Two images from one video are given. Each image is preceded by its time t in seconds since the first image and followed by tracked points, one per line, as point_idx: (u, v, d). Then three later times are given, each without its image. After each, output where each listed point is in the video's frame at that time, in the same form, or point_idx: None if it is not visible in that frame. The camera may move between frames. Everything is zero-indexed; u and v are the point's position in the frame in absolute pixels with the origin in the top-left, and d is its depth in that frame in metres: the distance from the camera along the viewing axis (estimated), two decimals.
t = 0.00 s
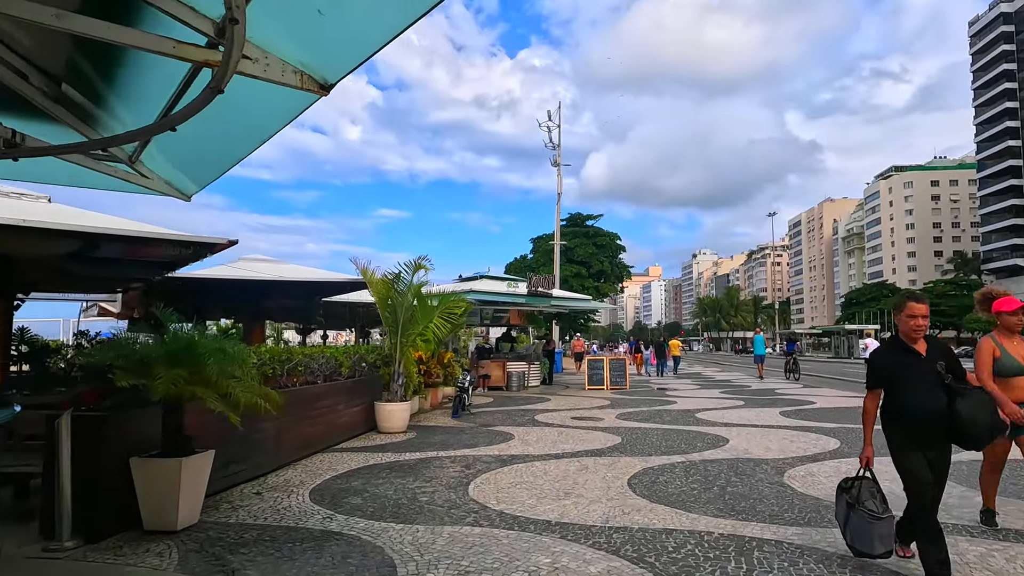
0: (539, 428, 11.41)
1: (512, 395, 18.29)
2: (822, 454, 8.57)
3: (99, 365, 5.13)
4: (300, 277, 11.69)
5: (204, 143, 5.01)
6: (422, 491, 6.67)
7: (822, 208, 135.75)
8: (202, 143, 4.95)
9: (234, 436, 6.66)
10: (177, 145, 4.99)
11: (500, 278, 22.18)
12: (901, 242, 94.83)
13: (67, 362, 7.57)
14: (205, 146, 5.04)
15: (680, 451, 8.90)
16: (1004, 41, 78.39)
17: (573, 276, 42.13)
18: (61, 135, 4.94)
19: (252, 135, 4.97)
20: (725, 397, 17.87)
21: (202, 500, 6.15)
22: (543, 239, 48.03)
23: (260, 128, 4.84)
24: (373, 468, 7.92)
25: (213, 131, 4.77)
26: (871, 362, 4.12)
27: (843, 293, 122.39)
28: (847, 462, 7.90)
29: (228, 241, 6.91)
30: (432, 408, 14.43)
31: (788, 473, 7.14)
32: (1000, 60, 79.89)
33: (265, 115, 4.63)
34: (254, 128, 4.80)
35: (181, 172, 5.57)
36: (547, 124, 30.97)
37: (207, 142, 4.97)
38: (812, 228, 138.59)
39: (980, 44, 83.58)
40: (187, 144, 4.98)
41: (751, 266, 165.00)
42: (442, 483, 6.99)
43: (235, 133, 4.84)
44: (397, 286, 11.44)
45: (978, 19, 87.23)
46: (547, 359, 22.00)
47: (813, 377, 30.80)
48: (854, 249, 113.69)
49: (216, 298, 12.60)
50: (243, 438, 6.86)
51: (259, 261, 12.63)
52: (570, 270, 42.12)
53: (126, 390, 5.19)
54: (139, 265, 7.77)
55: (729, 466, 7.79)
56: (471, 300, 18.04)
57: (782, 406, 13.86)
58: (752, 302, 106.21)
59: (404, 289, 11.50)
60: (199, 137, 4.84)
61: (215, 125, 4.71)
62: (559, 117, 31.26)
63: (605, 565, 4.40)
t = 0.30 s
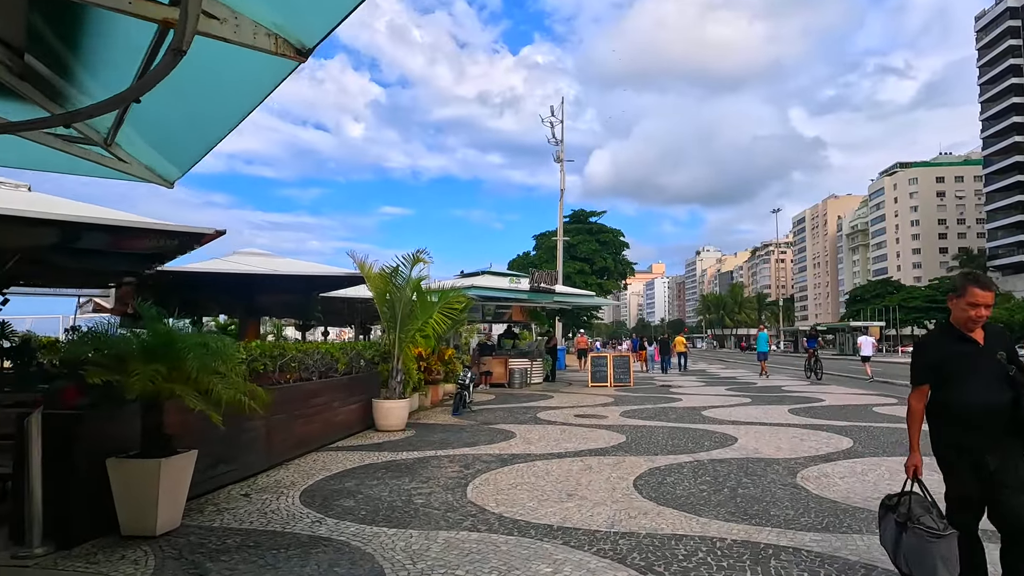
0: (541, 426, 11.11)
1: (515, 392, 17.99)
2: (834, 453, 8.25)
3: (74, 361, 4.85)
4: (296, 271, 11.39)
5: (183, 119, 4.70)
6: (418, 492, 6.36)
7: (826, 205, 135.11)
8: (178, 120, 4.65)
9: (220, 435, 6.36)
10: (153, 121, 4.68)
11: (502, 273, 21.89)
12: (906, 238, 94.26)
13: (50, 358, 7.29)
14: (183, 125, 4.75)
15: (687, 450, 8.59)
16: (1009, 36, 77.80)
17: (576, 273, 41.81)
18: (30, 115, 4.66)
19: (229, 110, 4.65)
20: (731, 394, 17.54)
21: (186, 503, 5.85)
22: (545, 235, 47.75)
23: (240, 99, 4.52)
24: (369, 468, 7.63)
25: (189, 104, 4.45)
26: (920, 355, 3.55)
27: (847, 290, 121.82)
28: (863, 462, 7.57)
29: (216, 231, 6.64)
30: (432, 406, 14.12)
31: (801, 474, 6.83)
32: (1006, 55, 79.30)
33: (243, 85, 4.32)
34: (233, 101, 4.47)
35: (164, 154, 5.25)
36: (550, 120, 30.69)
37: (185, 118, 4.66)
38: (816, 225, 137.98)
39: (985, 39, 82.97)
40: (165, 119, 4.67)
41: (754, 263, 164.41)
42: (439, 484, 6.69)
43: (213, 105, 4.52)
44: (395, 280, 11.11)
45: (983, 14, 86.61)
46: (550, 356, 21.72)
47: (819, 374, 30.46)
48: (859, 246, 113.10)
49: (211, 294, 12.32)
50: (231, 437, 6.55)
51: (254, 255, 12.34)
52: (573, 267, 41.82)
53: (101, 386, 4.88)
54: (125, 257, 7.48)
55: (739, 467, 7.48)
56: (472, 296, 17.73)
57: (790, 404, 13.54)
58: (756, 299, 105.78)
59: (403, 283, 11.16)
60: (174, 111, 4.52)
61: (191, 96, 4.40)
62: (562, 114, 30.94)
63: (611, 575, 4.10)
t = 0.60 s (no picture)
0: (534, 431, 10.74)
1: (509, 394, 17.62)
2: (839, 460, 7.89)
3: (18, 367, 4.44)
4: (281, 270, 11.01)
5: (143, 107, 4.37)
6: (400, 504, 5.98)
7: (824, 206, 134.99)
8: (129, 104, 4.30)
9: (189, 443, 5.97)
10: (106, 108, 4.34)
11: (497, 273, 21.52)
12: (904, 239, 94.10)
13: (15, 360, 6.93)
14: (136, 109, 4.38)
15: (685, 457, 8.22)
16: (1006, 37, 77.68)
17: (573, 273, 41.45)
18: None
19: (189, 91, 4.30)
20: (730, 397, 17.18)
21: (149, 516, 5.47)
22: (543, 235, 47.41)
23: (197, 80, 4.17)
24: (351, 477, 7.26)
25: (143, 86, 4.11)
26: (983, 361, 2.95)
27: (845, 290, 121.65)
28: (870, 470, 7.21)
29: (186, 226, 6.31)
30: (423, 409, 13.74)
31: (805, 483, 6.46)
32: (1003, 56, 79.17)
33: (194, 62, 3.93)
34: (191, 81, 4.12)
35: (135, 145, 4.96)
36: (546, 119, 30.36)
37: (145, 105, 4.34)
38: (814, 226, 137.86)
39: (983, 40, 82.86)
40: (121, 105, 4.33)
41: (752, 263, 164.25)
42: (423, 495, 6.31)
43: (171, 88, 4.19)
44: (383, 280, 10.72)
45: (980, 15, 86.51)
46: (546, 357, 21.35)
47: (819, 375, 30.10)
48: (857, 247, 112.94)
49: (195, 293, 11.95)
50: (202, 445, 6.17)
51: (240, 254, 11.97)
52: (570, 267, 41.46)
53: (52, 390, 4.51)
54: (95, 254, 7.12)
55: (740, 475, 7.12)
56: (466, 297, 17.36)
57: (791, 408, 13.19)
58: (753, 300, 105.57)
59: (391, 283, 10.77)
60: (131, 97, 4.19)
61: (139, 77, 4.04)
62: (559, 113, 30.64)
63: None
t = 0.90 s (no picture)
0: (525, 431, 10.41)
1: (500, 393, 17.29)
2: (842, 462, 7.60)
3: None
4: (264, 265, 10.64)
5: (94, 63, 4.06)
6: (382, 511, 5.64)
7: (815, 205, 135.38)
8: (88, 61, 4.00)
9: (158, 446, 5.63)
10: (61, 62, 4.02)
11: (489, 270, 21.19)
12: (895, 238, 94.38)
13: None
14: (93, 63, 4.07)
15: (682, 458, 7.91)
16: (996, 37, 77.99)
17: (565, 272, 41.18)
18: None
19: (152, 46, 4.03)
20: (724, 395, 16.91)
21: (112, 525, 5.14)
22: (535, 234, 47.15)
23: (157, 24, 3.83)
24: (333, 481, 6.92)
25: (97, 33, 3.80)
26: None
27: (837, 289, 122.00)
28: (874, 472, 6.92)
29: (154, 217, 5.95)
30: (412, 408, 13.40)
31: (808, 488, 6.16)
32: (993, 56, 79.51)
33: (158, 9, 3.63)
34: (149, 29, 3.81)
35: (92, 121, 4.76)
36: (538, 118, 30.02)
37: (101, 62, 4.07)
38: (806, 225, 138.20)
39: (973, 40, 83.14)
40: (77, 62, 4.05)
41: (744, 263, 164.56)
42: (407, 500, 5.97)
43: (130, 40, 3.91)
44: (370, 275, 10.35)
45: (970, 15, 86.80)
46: (538, 356, 21.04)
47: (812, 373, 29.94)
48: (848, 246, 113.30)
49: (175, 288, 11.56)
50: (172, 448, 5.83)
51: (221, 248, 11.59)
52: (562, 266, 41.18)
53: None
54: (60, 244, 6.75)
55: (739, 477, 6.81)
56: (457, 294, 17.00)
57: (788, 408, 12.95)
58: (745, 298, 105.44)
59: (378, 279, 10.41)
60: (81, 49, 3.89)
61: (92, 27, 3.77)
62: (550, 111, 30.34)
63: None
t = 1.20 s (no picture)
0: (524, 438, 10.04)
1: (498, 397, 16.92)
2: (856, 472, 7.24)
3: None
4: (254, 266, 10.27)
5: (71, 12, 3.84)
6: (372, 528, 5.27)
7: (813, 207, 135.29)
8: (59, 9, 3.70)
9: (129, 459, 5.25)
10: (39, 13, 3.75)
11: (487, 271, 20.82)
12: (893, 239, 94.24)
13: None
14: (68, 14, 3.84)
15: (688, 468, 7.54)
16: (994, 39, 77.89)
17: (563, 274, 40.82)
18: None
19: None
20: (726, 399, 16.57)
21: (79, 545, 4.77)
22: (533, 235, 46.79)
23: None
24: (322, 493, 6.55)
25: None
26: None
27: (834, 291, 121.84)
28: (893, 483, 6.56)
29: (130, 213, 5.58)
30: (406, 413, 13.02)
31: (824, 502, 5.80)
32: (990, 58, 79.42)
33: None
34: None
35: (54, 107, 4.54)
36: (536, 118, 29.65)
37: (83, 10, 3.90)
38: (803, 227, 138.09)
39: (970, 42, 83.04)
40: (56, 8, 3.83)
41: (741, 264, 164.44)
42: (399, 516, 5.59)
43: None
44: (363, 276, 9.97)
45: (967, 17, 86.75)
46: (536, 358, 20.67)
47: (812, 376, 29.62)
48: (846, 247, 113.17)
49: (163, 289, 11.19)
50: (147, 460, 5.45)
51: (210, 248, 11.22)
52: (560, 267, 40.81)
53: None
54: (31, 242, 6.36)
55: (751, 489, 6.45)
56: (453, 295, 16.60)
57: (793, 414, 12.60)
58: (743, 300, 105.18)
59: (371, 280, 10.03)
60: None
61: None
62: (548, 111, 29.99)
63: None
